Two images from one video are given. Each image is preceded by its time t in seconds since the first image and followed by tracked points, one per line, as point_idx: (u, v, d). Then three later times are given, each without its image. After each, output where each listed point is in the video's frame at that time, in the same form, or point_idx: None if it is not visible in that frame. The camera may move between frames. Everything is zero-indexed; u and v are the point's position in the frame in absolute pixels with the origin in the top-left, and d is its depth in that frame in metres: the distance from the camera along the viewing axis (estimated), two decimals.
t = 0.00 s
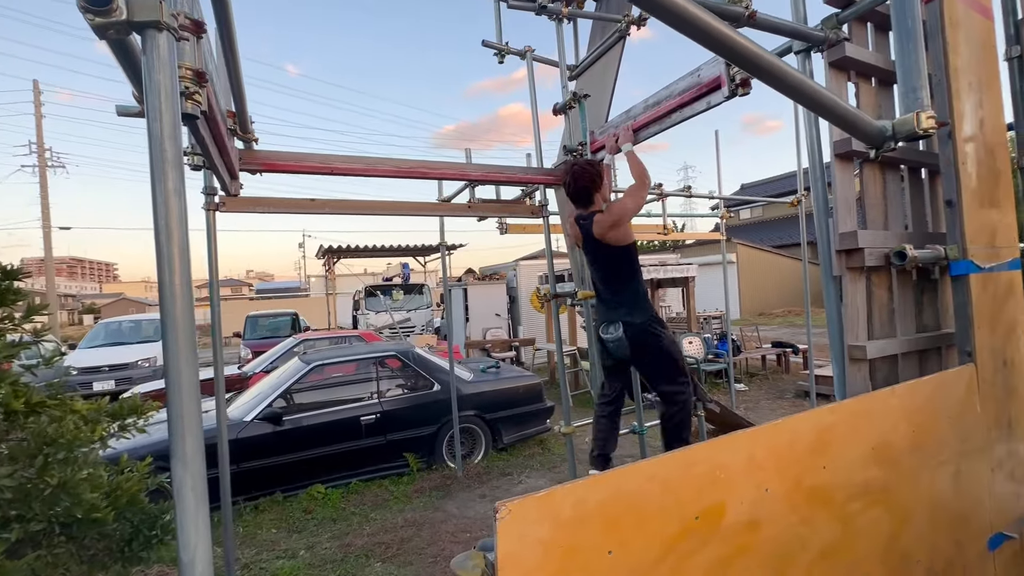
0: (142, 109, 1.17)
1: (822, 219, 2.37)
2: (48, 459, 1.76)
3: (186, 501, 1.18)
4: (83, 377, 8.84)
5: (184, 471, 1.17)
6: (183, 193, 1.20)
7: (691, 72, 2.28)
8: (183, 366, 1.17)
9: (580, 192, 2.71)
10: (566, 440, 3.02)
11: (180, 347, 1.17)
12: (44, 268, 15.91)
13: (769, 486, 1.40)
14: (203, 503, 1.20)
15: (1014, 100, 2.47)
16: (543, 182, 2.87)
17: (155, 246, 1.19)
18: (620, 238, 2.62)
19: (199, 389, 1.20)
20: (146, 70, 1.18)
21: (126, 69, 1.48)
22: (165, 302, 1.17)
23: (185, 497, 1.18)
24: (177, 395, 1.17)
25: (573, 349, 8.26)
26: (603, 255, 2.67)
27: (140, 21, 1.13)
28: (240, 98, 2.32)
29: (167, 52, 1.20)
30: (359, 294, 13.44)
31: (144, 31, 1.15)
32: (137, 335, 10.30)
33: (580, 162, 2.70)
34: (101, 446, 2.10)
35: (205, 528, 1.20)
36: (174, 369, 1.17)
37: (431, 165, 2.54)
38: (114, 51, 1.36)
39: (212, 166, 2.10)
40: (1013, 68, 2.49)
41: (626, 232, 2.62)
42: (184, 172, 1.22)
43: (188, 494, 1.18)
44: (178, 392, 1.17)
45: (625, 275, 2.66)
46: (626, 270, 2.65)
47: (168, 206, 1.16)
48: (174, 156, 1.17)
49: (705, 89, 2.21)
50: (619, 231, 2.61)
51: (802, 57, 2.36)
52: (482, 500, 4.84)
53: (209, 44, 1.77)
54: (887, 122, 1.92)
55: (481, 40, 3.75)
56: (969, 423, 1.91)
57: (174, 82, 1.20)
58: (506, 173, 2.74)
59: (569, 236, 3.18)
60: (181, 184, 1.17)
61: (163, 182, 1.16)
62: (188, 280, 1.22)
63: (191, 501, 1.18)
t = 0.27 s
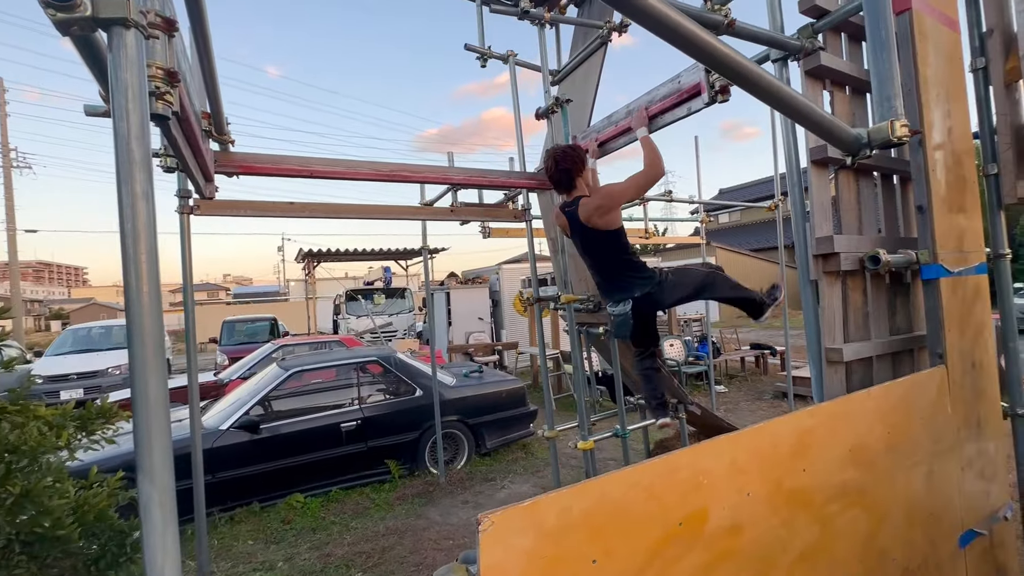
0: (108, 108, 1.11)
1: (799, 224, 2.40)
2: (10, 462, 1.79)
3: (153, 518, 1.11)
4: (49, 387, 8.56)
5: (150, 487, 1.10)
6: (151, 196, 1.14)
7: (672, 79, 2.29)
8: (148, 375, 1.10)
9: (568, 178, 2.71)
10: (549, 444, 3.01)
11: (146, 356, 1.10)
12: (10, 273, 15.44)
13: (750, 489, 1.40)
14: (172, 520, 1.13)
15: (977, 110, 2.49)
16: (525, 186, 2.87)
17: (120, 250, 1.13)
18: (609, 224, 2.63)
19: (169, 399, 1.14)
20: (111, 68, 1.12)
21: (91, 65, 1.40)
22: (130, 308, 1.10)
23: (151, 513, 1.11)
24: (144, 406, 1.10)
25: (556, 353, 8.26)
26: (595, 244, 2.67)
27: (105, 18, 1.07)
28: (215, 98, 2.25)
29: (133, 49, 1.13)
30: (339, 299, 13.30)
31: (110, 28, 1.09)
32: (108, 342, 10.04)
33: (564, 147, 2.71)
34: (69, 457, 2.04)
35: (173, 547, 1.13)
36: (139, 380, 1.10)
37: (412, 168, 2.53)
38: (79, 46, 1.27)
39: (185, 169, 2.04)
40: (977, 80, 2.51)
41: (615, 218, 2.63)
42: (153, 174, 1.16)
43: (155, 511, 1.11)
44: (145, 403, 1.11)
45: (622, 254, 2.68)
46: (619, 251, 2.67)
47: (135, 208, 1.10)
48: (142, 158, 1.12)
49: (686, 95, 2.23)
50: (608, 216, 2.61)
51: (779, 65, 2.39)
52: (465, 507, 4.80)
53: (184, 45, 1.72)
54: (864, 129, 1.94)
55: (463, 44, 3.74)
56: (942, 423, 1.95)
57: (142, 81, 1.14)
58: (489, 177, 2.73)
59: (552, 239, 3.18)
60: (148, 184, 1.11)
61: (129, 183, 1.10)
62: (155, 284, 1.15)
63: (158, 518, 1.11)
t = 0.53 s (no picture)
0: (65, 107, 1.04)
1: (780, 228, 2.42)
2: None
3: (114, 543, 1.04)
4: (19, 394, 8.34)
5: (111, 510, 1.04)
6: (112, 200, 1.08)
7: (655, 84, 2.31)
8: (109, 388, 1.04)
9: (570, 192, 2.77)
10: (534, 448, 3.00)
11: (107, 370, 1.04)
12: None
13: (735, 496, 1.39)
14: (133, 544, 1.06)
15: (951, 117, 2.53)
16: (509, 190, 2.87)
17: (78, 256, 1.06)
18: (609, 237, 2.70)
19: (131, 415, 1.07)
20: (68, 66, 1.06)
21: (51, 62, 1.33)
22: (89, 320, 1.04)
23: (111, 538, 1.03)
24: (104, 424, 1.04)
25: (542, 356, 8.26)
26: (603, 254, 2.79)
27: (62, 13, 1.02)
28: (188, 101, 2.17)
29: (94, 46, 1.06)
30: (324, 302, 13.17)
31: (69, 24, 1.03)
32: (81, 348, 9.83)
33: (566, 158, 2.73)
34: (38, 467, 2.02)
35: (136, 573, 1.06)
36: (100, 396, 1.03)
37: (395, 171, 2.51)
38: (35, 40, 1.21)
39: (160, 172, 1.98)
40: (951, 87, 2.55)
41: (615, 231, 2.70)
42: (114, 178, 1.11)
43: (115, 536, 1.04)
44: (105, 420, 1.04)
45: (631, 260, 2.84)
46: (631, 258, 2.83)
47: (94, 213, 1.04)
48: (103, 161, 1.06)
49: (669, 100, 2.24)
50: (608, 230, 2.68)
51: (760, 71, 2.42)
52: (450, 513, 4.76)
53: (156, 45, 1.68)
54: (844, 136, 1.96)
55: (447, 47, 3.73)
56: (920, 425, 1.98)
57: (103, 80, 1.08)
58: (473, 180, 2.72)
59: (537, 243, 3.17)
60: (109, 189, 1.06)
61: (89, 189, 1.04)
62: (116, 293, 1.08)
63: (119, 543, 1.04)
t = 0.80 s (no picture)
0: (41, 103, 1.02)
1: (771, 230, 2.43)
2: None
3: (90, 555, 1.02)
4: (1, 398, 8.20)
5: (87, 521, 1.02)
6: (90, 202, 1.06)
7: (646, 86, 2.31)
8: (85, 392, 1.03)
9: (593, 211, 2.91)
10: (526, 451, 3.00)
11: (83, 374, 1.03)
12: None
13: (729, 500, 1.38)
14: (111, 555, 1.04)
15: (937, 121, 2.56)
16: (500, 191, 2.86)
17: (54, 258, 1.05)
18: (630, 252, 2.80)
19: (108, 421, 1.06)
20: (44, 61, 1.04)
21: (26, 57, 1.31)
22: (66, 326, 1.02)
23: (85, 545, 1.01)
24: (81, 433, 1.02)
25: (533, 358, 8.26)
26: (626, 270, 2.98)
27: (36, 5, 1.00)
28: (172, 100, 2.14)
29: (70, 41, 1.05)
30: (313, 304, 13.09)
31: (44, 17, 1.02)
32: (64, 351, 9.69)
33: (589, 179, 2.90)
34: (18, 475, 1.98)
35: None
36: (77, 404, 1.02)
37: (385, 172, 2.49)
38: (9, 33, 1.19)
39: (143, 172, 1.95)
40: (936, 92, 2.57)
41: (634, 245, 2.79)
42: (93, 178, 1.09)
43: (92, 547, 1.02)
44: (82, 429, 1.03)
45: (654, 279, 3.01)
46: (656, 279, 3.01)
47: (70, 215, 1.03)
48: (81, 160, 1.05)
49: (660, 102, 2.25)
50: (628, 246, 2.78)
51: (751, 74, 2.44)
52: (441, 517, 4.74)
53: (138, 43, 1.66)
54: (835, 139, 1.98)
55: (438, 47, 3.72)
56: (910, 426, 2.00)
57: (81, 76, 1.06)
58: (464, 181, 2.71)
59: (529, 244, 3.17)
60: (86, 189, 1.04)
61: (66, 191, 1.03)
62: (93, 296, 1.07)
63: (96, 554, 1.02)
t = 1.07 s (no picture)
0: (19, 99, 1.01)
1: (764, 230, 2.43)
2: None
3: (69, 561, 1.01)
4: None
5: (65, 529, 1.01)
6: (69, 201, 1.05)
7: (640, 86, 2.32)
8: (63, 393, 1.01)
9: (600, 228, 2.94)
10: (519, 452, 2.99)
11: (60, 374, 1.01)
12: None
13: (722, 502, 1.38)
14: (89, 562, 1.03)
15: (929, 123, 2.58)
16: (494, 191, 2.86)
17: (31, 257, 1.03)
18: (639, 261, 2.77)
19: (87, 421, 1.04)
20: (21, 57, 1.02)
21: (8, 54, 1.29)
22: (45, 331, 1.01)
23: (64, 546, 1.00)
24: (58, 440, 1.01)
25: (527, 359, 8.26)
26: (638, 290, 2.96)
27: None
28: (161, 100, 2.12)
29: (49, 37, 1.04)
30: (307, 305, 13.03)
31: (21, 12, 1.01)
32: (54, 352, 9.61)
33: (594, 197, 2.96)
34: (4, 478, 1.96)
35: None
36: (55, 410, 1.00)
37: (377, 172, 2.48)
38: None
39: (131, 173, 1.93)
40: (928, 93, 2.59)
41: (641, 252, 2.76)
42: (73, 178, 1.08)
43: (71, 554, 1.01)
44: (59, 435, 1.01)
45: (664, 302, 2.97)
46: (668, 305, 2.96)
47: (49, 214, 1.02)
48: (60, 160, 1.03)
49: (654, 103, 2.26)
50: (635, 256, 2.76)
51: (744, 75, 2.45)
52: (434, 519, 4.72)
53: (124, 42, 1.64)
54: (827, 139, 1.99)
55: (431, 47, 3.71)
56: (901, 427, 2.01)
57: (60, 73, 1.05)
58: (457, 182, 2.70)
59: (523, 245, 3.16)
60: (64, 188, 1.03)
61: (44, 189, 1.01)
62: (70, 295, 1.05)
63: (74, 561, 1.01)
